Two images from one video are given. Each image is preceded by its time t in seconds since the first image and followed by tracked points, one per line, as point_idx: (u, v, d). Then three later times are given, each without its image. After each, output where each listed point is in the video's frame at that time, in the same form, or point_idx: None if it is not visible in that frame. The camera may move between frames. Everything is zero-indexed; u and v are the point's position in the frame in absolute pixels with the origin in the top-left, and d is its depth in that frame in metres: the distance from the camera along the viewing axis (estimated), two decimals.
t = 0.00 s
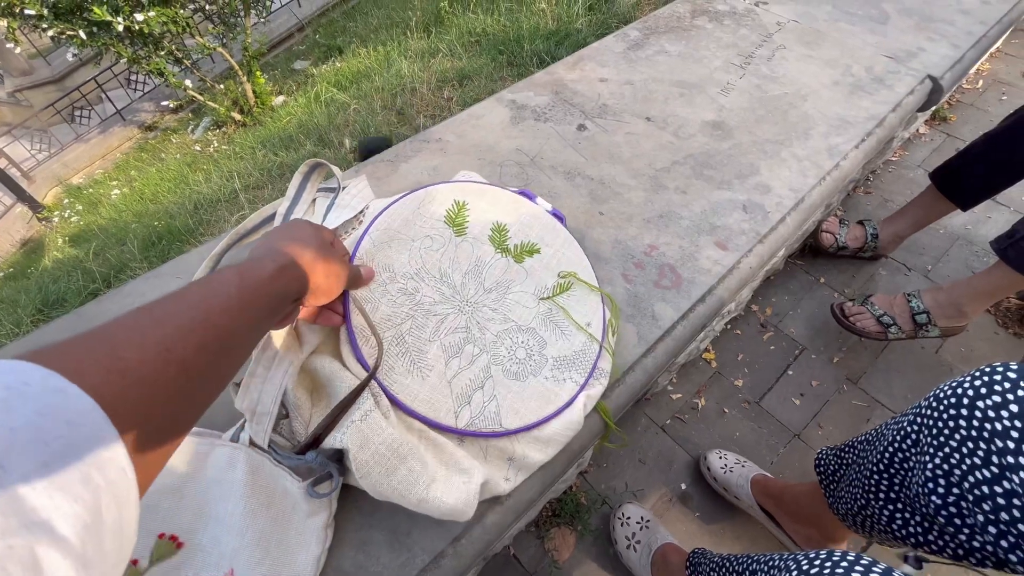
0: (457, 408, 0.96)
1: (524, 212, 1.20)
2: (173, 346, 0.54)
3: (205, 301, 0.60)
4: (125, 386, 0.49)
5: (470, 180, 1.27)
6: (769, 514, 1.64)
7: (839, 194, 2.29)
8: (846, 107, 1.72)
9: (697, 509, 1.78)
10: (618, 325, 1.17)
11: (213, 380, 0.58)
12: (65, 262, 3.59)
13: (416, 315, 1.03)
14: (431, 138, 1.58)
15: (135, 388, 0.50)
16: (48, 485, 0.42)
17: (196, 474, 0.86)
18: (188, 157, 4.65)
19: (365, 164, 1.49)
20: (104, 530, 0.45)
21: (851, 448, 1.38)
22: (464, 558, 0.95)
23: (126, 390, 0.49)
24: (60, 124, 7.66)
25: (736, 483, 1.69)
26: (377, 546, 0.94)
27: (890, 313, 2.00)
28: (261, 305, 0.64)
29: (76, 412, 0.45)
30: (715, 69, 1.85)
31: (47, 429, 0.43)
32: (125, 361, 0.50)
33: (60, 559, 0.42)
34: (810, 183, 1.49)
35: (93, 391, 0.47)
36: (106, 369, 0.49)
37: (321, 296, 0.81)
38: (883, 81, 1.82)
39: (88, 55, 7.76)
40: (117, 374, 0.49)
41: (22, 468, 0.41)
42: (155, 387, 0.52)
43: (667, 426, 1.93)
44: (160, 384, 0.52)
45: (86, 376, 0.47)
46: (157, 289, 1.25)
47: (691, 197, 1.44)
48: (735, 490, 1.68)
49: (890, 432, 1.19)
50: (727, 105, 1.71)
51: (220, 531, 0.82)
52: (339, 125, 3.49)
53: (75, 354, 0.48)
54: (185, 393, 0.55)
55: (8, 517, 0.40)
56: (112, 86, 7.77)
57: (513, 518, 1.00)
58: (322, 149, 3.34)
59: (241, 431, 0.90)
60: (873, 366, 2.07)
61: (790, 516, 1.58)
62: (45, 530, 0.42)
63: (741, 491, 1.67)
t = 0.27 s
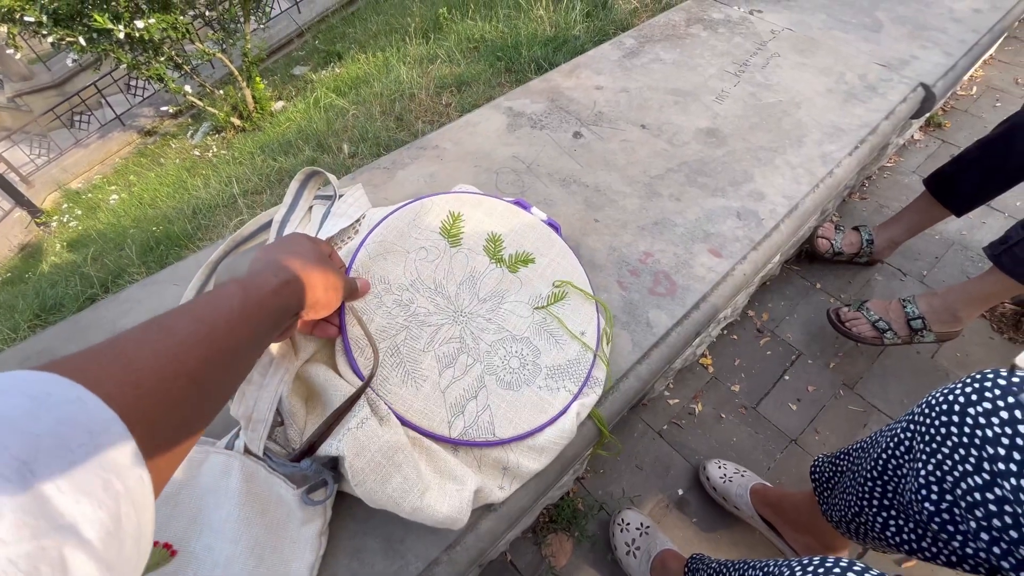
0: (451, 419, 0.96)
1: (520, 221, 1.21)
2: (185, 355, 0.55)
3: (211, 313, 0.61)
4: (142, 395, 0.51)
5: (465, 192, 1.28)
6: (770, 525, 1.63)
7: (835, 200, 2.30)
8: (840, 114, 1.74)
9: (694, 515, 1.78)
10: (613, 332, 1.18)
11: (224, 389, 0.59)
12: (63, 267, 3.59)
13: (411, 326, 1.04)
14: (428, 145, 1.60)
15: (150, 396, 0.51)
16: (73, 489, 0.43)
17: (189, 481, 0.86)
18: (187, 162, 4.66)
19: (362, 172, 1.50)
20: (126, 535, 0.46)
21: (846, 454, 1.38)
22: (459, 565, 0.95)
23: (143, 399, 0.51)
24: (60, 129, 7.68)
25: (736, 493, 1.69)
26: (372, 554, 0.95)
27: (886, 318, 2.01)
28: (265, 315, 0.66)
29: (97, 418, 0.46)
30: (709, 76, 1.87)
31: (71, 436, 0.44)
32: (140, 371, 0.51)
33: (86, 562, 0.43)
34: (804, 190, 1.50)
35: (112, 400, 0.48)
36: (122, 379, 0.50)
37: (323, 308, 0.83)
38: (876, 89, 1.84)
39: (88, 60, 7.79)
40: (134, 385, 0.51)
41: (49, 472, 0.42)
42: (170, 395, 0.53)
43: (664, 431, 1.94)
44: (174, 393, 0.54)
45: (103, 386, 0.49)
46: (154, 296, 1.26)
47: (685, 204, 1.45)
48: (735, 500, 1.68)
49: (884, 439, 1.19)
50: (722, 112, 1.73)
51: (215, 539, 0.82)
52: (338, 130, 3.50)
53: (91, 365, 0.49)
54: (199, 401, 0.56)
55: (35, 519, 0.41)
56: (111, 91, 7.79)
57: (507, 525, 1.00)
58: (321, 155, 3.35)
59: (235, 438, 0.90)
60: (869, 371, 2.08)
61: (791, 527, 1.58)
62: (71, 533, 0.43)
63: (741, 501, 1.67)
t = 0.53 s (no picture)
0: (446, 423, 0.97)
1: (515, 229, 1.22)
2: (191, 364, 0.58)
3: (214, 326, 0.64)
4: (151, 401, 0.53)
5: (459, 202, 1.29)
6: (780, 539, 1.63)
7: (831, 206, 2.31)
8: (834, 121, 1.75)
9: (690, 521, 1.78)
10: (607, 337, 1.18)
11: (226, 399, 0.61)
12: (62, 271, 3.60)
13: (407, 333, 1.05)
14: (425, 152, 1.61)
15: (159, 402, 0.54)
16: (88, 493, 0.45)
17: (182, 485, 0.86)
18: (188, 167, 4.68)
19: (360, 178, 1.51)
20: (136, 538, 0.48)
21: (843, 461, 1.39)
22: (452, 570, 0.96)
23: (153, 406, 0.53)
24: (61, 134, 7.71)
25: (743, 507, 1.69)
26: (365, 559, 0.95)
27: (882, 324, 2.02)
28: (264, 328, 0.69)
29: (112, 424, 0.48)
30: (705, 84, 1.88)
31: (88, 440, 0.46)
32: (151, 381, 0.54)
33: (100, 563, 0.44)
34: (798, 197, 1.51)
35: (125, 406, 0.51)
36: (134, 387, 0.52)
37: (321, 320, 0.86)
38: (870, 96, 1.86)
39: (90, 66, 7.83)
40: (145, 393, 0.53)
41: (66, 474, 0.44)
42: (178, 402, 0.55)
43: (661, 437, 1.94)
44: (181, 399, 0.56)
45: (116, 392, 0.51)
46: (151, 301, 1.26)
47: (680, 210, 1.46)
48: (742, 514, 1.67)
49: (879, 446, 1.20)
50: (717, 119, 1.74)
51: (208, 543, 0.82)
52: (338, 136, 3.52)
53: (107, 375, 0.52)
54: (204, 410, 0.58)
55: (53, 521, 0.43)
56: (113, 97, 7.83)
57: (501, 529, 1.01)
58: (321, 160, 3.37)
59: (229, 443, 0.90)
60: (865, 377, 2.08)
61: (800, 540, 1.57)
62: (85, 534, 0.44)
63: (748, 515, 1.67)
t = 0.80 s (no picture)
0: (446, 425, 0.98)
1: (514, 235, 1.24)
2: (207, 363, 0.61)
3: (226, 328, 0.67)
4: (168, 397, 0.56)
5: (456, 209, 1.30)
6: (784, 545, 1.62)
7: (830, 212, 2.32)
8: (833, 127, 1.76)
9: (689, 525, 1.78)
10: (605, 340, 1.19)
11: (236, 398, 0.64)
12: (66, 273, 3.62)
13: (408, 336, 1.06)
14: (426, 155, 1.63)
15: (173, 398, 0.56)
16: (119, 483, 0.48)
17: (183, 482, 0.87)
18: (192, 171, 4.72)
19: (362, 181, 1.53)
20: (160, 530, 0.51)
21: (843, 465, 1.39)
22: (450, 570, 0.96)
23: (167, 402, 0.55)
24: (68, 137, 7.78)
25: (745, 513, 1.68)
26: (363, 558, 0.96)
27: (882, 328, 2.02)
28: (271, 331, 0.72)
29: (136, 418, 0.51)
30: (705, 89, 1.90)
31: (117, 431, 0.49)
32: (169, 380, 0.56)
33: (127, 550, 0.48)
34: (797, 201, 1.52)
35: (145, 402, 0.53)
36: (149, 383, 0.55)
37: (324, 323, 0.89)
38: (868, 102, 1.87)
39: (97, 70, 7.91)
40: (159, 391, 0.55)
41: (99, 466, 0.47)
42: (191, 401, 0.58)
43: (661, 440, 1.94)
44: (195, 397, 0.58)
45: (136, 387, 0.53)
46: (154, 301, 1.28)
47: (679, 214, 1.47)
48: (745, 521, 1.67)
49: (877, 450, 1.20)
50: (716, 124, 1.76)
51: (208, 540, 0.83)
52: (341, 140, 3.55)
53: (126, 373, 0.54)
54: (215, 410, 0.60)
55: (88, 510, 0.46)
56: (120, 101, 7.90)
57: (498, 530, 1.01)
58: (324, 164, 3.40)
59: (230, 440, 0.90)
60: (865, 382, 2.08)
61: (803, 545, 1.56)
62: (115, 523, 0.47)
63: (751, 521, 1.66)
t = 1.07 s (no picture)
0: (452, 422, 0.98)
1: (518, 237, 1.25)
2: (217, 359, 0.61)
3: (236, 324, 0.68)
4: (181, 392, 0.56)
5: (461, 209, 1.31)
6: (787, 549, 1.62)
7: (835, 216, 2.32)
8: (837, 132, 1.77)
9: (693, 529, 1.77)
10: (608, 341, 1.20)
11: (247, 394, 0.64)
12: (76, 273, 3.67)
13: (415, 335, 1.07)
14: (432, 158, 1.65)
15: (186, 392, 0.56)
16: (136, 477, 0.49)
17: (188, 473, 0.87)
18: (200, 173, 4.77)
19: (368, 182, 1.55)
20: (173, 521, 0.52)
21: (845, 470, 1.39)
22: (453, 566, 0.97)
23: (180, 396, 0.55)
24: (79, 139, 7.89)
25: (748, 517, 1.69)
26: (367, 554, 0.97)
27: (887, 334, 2.02)
28: (278, 331, 0.72)
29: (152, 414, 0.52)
30: (709, 94, 1.91)
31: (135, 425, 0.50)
32: (180, 374, 0.57)
33: (141, 540, 0.50)
34: (801, 205, 1.53)
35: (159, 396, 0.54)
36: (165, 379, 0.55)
37: (329, 322, 0.91)
38: (873, 107, 1.87)
39: (108, 73, 8.02)
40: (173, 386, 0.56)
41: (116, 460, 0.48)
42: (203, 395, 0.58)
43: (664, 444, 1.94)
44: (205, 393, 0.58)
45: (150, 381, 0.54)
46: (163, 300, 1.30)
47: (682, 217, 1.48)
48: (749, 525, 1.67)
49: (878, 453, 1.20)
50: (720, 128, 1.77)
51: (215, 532, 0.83)
52: (348, 143, 3.58)
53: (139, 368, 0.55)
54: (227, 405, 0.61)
55: (106, 502, 0.47)
56: (130, 104, 8.01)
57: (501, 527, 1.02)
58: (331, 166, 3.44)
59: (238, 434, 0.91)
60: (870, 387, 2.08)
61: (805, 548, 1.57)
62: (132, 513, 0.49)
63: (754, 525, 1.66)
